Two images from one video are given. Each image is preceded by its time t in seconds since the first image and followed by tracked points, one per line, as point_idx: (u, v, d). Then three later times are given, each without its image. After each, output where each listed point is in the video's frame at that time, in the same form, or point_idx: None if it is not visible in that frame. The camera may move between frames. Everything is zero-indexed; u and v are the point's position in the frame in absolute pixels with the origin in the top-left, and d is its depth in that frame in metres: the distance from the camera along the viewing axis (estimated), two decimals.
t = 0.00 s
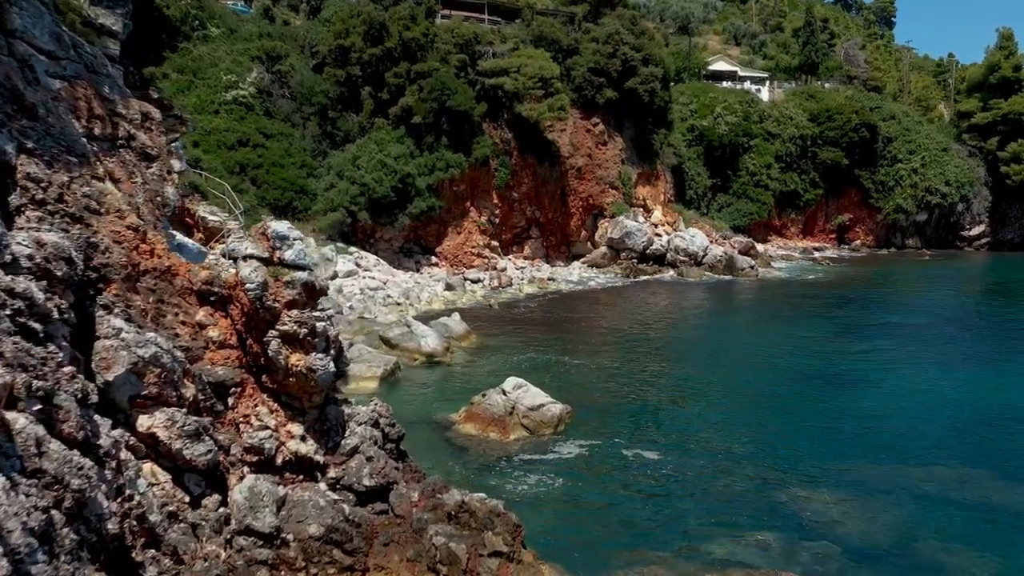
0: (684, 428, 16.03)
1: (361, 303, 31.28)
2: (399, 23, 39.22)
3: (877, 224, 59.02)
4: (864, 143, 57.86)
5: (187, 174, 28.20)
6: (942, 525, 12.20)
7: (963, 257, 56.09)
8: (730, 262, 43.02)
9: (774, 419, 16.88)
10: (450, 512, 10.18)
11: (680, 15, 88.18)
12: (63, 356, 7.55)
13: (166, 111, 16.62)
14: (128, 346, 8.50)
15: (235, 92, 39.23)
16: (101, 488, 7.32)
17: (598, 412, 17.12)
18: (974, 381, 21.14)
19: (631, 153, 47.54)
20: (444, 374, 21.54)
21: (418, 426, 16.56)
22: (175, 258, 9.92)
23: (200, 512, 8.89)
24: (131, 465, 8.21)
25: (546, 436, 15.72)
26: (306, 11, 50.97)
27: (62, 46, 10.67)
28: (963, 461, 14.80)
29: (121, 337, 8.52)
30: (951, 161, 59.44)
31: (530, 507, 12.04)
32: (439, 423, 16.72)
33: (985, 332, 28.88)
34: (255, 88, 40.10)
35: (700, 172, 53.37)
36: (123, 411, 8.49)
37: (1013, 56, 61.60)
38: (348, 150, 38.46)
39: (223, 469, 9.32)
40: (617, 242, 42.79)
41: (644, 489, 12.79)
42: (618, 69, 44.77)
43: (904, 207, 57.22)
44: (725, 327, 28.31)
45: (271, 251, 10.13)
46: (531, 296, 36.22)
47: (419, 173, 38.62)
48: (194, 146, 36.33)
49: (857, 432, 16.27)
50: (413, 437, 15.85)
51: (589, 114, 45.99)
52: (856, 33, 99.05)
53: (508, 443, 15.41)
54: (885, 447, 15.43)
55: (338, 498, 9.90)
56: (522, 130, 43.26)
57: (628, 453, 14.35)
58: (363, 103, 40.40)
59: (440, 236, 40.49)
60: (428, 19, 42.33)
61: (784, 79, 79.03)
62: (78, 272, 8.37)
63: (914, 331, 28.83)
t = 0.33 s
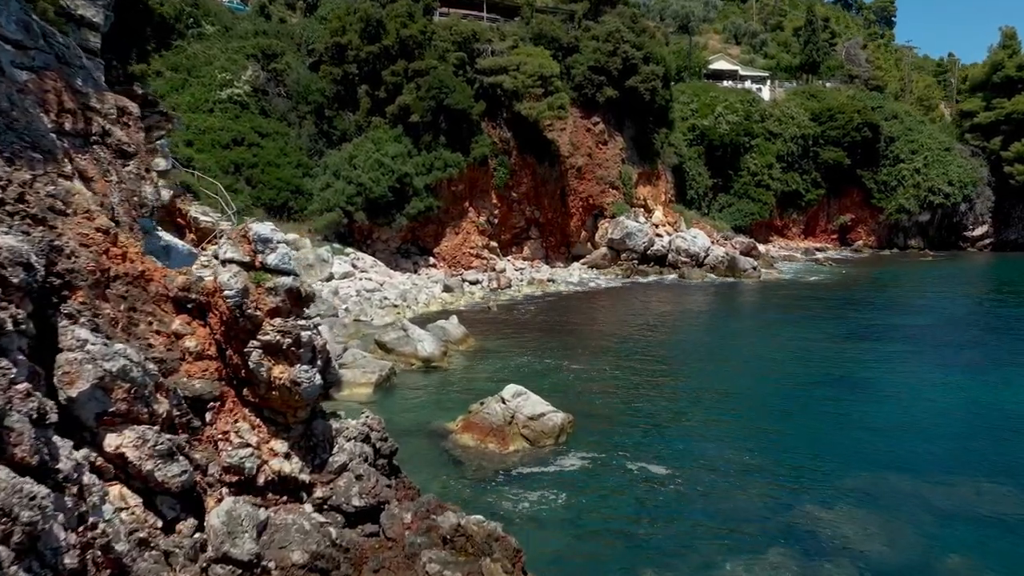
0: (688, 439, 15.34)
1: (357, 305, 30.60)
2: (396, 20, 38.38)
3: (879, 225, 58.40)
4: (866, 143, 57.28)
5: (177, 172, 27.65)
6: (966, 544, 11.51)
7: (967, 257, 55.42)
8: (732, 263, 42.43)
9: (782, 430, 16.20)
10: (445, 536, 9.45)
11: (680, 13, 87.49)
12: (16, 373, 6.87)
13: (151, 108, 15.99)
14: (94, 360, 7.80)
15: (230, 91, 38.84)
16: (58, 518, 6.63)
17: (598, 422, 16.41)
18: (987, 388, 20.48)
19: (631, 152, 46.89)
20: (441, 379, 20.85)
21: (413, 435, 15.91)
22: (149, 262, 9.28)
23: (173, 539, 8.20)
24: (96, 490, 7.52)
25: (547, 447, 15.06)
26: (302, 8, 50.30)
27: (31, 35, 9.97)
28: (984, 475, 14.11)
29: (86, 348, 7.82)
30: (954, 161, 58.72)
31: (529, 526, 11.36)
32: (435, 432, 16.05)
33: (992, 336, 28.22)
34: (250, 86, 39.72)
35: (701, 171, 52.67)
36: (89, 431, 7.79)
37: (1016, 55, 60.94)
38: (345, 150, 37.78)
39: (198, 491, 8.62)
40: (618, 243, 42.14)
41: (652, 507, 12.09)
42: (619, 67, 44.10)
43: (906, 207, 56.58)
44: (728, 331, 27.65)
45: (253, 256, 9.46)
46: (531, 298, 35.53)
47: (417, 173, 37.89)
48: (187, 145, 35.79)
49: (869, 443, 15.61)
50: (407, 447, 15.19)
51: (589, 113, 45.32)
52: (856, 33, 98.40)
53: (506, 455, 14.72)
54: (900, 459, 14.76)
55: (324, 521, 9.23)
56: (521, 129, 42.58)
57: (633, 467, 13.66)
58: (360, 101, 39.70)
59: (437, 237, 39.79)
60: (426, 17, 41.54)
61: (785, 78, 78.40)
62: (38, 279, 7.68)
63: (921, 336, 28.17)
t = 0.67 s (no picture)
0: (697, 451, 14.59)
1: (352, 307, 29.69)
2: (392, 17, 37.45)
3: (881, 225, 57.90)
4: (869, 142, 56.56)
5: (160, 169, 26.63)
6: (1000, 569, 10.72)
7: (970, 258, 54.68)
8: (735, 264, 41.57)
9: (794, 438, 15.46)
10: (439, 565, 8.64)
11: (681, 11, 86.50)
12: None
13: (131, 104, 15.00)
14: (45, 375, 6.97)
15: (224, 88, 38.02)
16: None
17: (600, 433, 15.66)
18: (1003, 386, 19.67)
19: (631, 151, 46.19)
20: (437, 385, 20.08)
21: (407, 445, 15.20)
22: (115, 266, 8.57)
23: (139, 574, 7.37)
24: (49, 522, 6.68)
25: (548, 459, 14.29)
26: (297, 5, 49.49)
27: None
28: (1010, 485, 13.38)
29: (37, 361, 6.99)
30: (957, 160, 57.84)
31: (528, 548, 10.60)
32: (431, 443, 15.26)
33: (1001, 337, 27.46)
34: (244, 84, 38.91)
35: (702, 171, 51.83)
36: (40, 454, 6.99)
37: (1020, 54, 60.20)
38: (340, 148, 36.95)
39: (166, 519, 7.81)
40: (619, 243, 41.61)
41: (666, 528, 11.33)
42: (620, 65, 43.31)
43: (909, 207, 55.82)
44: (731, 334, 26.94)
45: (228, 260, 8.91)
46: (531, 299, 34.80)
47: (414, 172, 36.95)
48: (180, 144, 35.03)
49: (886, 451, 14.87)
50: (402, 459, 14.44)
51: (589, 112, 44.64)
52: (857, 32, 97.59)
53: (505, 468, 13.98)
54: (920, 469, 14.03)
55: (306, 550, 8.52)
56: (520, 128, 41.81)
57: (641, 483, 12.90)
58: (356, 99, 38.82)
59: (435, 237, 38.97)
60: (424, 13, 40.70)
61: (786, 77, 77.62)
62: None
63: (928, 336, 27.42)
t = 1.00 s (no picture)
0: (706, 463, 13.97)
1: (347, 309, 28.96)
2: (389, 13, 36.70)
3: (884, 225, 57.16)
4: (871, 142, 55.86)
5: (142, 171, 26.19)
6: None
7: (973, 259, 54.02)
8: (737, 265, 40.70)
9: (807, 448, 14.84)
10: None
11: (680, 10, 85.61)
12: None
13: (114, 98, 14.48)
14: None
15: (218, 86, 37.36)
16: None
17: (604, 443, 15.03)
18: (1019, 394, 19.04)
19: (631, 151, 45.48)
20: (434, 390, 19.37)
21: (401, 457, 14.50)
22: (78, 271, 7.86)
23: None
24: None
25: (549, 472, 13.59)
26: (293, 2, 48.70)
27: None
28: None
29: None
30: (960, 160, 57.25)
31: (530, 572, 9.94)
32: (427, 455, 14.56)
33: (1012, 341, 26.78)
34: (239, 81, 38.18)
35: (703, 171, 51.08)
36: None
37: None
38: (336, 147, 36.22)
39: (131, 549, 7.22)
40: (620, 244, 40.93)
41: (679, 548, 10.69)
42: (620, 63, 42.64)
43: (911, 207, 55.06)
44: (735, 338, 26.26)
45: (201, 265, 8.28)
46: (529, 301, 34.06)
47: (411, 171, 36.26)
48: (173, 142, 34.23)
49: (904, 462, 14.24)
50: (396, 473, 13.71)
51: (589, 111, 43.93)
52: (858, 31, 96.91)
53: (504, 482, 13.24)
54: (941, 480, 13.40)
55: None
56: (519, 126, 41.07)
57: (651, 499, 12.26)
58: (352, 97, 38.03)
59: (432, 237, 38.24)
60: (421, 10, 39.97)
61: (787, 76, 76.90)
62: None
63: (937, 341, 26.80)
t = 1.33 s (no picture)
0: (713, 477, 13.41)
1: (341, 311, 28.13)
2: (386, 9, 35.89)
3: (886, 225, 56.27)
4: (873, 141, 55.20)
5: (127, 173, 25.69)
6: None
7: (976, 259, 53.29)
8: (739, 265, 40.02)
9: (818, 460, 14.29)
10: None
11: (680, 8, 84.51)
12: None
13: (89, 92, 13.54)
14: None
15: (211, 83, 36.50)
16: None
17: (607, 455, 14.43)
18: None
19: (631, 149, 44.67)
20: (429, 397, 18.57)
21: (393, 472, 13.70)
22: (26, 277, 7.91)
23: None
24: None
25: (550, 488, 12.80)
26: None
27: None
28: None
29: None
30: (963, 159, 56.62)
31: None
32: (422, 469, 13.78)
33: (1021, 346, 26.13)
34: (232, 79, 37.33)
35: (704, 170, 50.24)
36: None
37: None
38: (331, 146, 35.37)
39: None
40: (619, 245, 40.20)
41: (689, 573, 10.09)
42: (620, 61, 41.87)
43: (914, 207, 54.32)
44: (738, 341, 25.54)
45: (163, 267, 8.25)
46: (527, 302, 33.23)
47: (407, 170, 35.55)
48: (164, 141, 33.35)
49: (920, 475, 13.71)
50: (389, 491, 12.87)
51: (589, 109, 43.04)
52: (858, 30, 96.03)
53: (501, 499, 12.47)
54: (959, 496, 12.87)
55: None
56: (517, 124, 40.25)
57: (658, 517, 11.67)
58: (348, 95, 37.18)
59: (429, 238, 37.41)
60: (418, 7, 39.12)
61: (788, 75, 75.98)
62: None
63: (944, 345, 26.24)
